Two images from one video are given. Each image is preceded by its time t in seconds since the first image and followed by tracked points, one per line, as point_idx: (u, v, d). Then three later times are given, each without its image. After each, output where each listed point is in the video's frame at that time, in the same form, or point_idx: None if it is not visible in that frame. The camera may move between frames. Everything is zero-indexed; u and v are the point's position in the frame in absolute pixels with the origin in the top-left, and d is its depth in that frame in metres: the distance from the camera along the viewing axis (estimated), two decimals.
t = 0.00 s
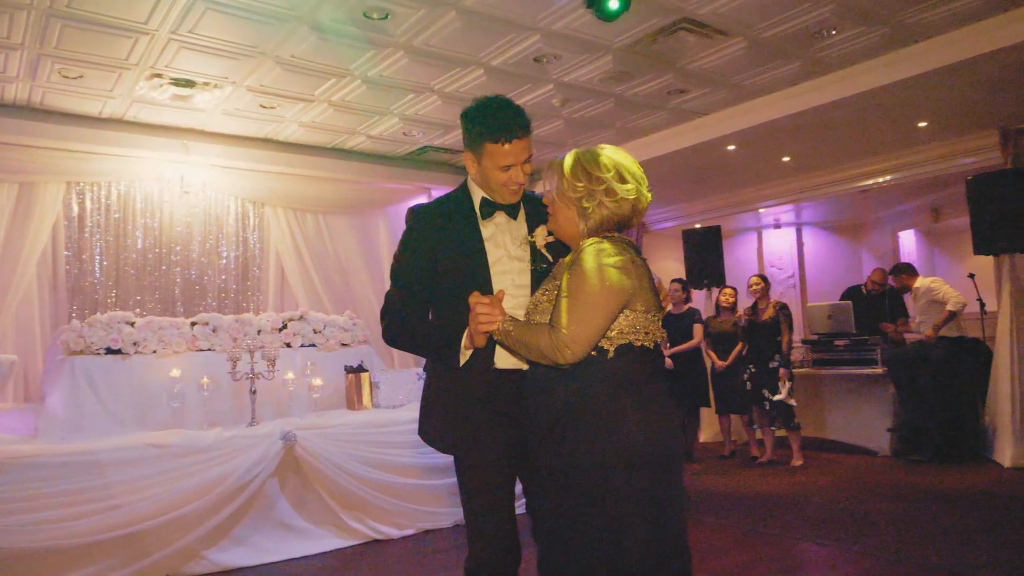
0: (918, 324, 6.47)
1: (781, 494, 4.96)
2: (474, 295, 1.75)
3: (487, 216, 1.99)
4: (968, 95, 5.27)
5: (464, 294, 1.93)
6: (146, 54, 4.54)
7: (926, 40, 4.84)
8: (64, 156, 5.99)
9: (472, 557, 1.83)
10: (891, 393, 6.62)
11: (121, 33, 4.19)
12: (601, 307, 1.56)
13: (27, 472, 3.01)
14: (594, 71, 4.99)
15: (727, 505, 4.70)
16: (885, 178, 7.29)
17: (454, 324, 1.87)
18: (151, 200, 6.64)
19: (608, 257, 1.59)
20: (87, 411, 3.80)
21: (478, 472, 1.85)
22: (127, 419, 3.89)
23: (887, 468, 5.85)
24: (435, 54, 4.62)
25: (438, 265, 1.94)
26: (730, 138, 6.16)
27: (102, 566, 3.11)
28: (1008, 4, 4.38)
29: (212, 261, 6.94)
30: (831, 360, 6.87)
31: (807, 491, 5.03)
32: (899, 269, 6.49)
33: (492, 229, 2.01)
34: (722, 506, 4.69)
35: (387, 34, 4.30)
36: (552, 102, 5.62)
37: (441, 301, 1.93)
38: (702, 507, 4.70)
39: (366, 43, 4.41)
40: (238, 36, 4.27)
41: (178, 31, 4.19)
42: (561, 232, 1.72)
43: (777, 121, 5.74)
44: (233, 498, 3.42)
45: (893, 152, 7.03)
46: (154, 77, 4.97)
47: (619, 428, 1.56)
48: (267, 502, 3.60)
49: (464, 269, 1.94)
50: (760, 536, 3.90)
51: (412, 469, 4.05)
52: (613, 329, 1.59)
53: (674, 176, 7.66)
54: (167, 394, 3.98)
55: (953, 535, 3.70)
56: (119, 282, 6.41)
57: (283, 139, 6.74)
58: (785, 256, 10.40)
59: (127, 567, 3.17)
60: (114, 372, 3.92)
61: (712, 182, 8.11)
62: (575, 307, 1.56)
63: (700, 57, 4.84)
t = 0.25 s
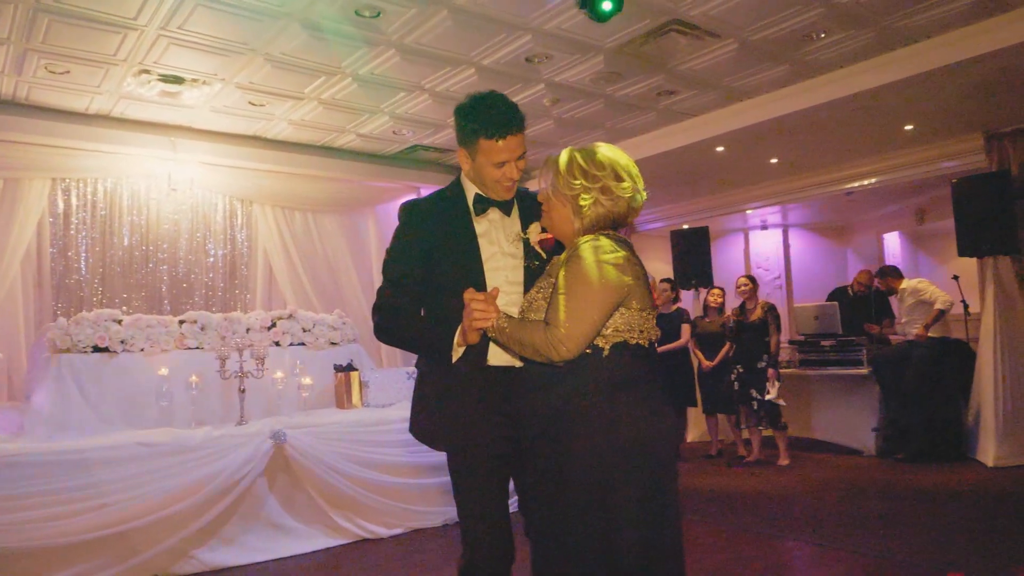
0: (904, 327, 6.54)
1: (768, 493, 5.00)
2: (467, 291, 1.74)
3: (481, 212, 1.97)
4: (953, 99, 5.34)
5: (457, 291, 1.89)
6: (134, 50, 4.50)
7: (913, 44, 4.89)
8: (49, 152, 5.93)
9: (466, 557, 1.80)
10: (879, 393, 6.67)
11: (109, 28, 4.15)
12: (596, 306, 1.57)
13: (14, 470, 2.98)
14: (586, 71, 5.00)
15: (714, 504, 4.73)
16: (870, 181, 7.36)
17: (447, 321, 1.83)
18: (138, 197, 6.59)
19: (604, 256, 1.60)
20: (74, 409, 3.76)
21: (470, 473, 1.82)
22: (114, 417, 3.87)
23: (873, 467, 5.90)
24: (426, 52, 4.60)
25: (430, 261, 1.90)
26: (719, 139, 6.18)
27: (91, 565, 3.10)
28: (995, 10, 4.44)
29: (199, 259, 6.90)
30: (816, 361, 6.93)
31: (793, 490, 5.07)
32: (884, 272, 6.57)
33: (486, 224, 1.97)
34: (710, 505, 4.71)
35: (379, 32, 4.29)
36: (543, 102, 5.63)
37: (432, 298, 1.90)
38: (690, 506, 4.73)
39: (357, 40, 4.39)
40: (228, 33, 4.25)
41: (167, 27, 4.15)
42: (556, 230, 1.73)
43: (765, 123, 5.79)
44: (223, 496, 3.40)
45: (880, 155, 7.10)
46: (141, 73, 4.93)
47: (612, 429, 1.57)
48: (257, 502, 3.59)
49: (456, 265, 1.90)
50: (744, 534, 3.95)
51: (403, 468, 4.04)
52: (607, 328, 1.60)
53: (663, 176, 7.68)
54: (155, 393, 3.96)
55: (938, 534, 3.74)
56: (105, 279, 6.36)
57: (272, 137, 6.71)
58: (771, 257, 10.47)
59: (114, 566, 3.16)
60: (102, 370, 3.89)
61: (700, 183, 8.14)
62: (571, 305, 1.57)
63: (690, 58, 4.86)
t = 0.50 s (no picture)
0: (891, 326, 6.60)
1: (755, 492, 5.04)
2: (462, 288, 1.74)
3: (476, 207, 1.95)
4: (939, 103, 5.41)
5: (451, 288, 1.88)
6: (122, 46, 4.46)
7: (902, 47, 4.94)
8: (35, 148, 5.86)
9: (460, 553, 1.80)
10: (863, 392, 6.73)
11: (97, 23, 4.11)
12: (593, 303, 1.57)
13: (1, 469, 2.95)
14: (576, 72, 5.02)
15: (702, 503, 4.77)
16: (856, 183, 7.44)
17: (442, 317, 1.83)
18: (125, 194, 6.53)
19: (601, 253, 1.61)
20: (61, 407, 3.73)
21: (464, 470, 1.82)
22: (101, 416, 3.83)
23: (858, 466, 5.96)
24: (418, 50, 4.60)
25: (424, 257, 1.89)
26: (708, 141, 6.22)
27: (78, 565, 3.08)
28: (981, 15, 4.50)
29: (187, 257, 6.85)
30: (803, 361, 6.97)
31: (781, 489, 5.12)
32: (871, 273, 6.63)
33: (481, 220, 1.97)
34: (698, 504, 4.74)
35: (371, 30, 4.29)
36: (533, 101, 5.64)
37: (426, 294, 1.89)
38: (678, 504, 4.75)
39: (349, 38, 4.39)
40: (218, 30, 4.22)
41: (157, 23, 4.13)
42: (551, 228, 1.73)
43: (754, 124, 5.83)
44: (212, 495, 3.39)
45: (866, 157, 7.17)
46: (130, 69, 4.89)
47: (605, 426, 1.58)
48: (247, 500, 3.58)
49: (450, 261, 1.89)
50: (732, 532, 3.99)
51: (393, 467, 4.04)
52: (603, 325, 1.61)
53: (652, 176, 7.71)
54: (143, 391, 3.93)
55: (924, 532, 3.79)
56: (91, 277, 6.31)
57: (261, 134, 6.67)
58: (758, 257, 10.51)
59: (102, 566, 3.14)
60: (89, 368, 3.85)
61: (688, 184, 8.18)
62: (567, 302, 1.57)
63: (680, 60, 4.89)
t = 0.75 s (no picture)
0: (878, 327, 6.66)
1: (744, 491, 5.07)
2: (459, 284, 1.73)
3: (472, 204, 1.96)
4: (927, 105, 5.46)
5: (447, 283, 1.89)
6: (111, 41, 4.43)
7: (891, 50, 4.99)
8: (21, 143, 5.79)
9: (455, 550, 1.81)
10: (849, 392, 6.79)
11: (87, 17, 4.08)
12: (590, 301, 1.58)
13: None
14: (568, 72, 5.03)
15: (691, 502, 4.79)
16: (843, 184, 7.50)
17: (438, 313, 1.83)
18: (112, 191, 6.47)
19: (598, 251, 1.62)
20: (48, 405, 3.70)
21: (459, 466, 1.82)
22: (89, 414, 3.80)
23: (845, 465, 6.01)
24: (410, 49, 4.60)
25: (420, 253, 1.90)
26: (697, 141, 6.25)
27: (66, 564, 3.05)
28: (969, 19, 4.56)
29: (175, 254, 6.80)
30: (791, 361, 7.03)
31: (769, 488, 5.15)
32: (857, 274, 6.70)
33: (477, 217, 1.97)
34: (687, 503, 4.77)
35: (363, 28, 4.28)
36: (524, 101, 5.65)
37: (422, 290, 1.89)
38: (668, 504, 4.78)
39: (341, 36, 4.39)
40: (209, 25, 4.20)
41: (147, 18, 4.09)
42: (549, 225, 1.74)
43: (744, 125, 5.86)
44: (202, 494, 3.38)
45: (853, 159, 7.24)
46: (118, 65, 4.85)
47: (603, 423, 1.59)
48: (237, 499, 3.56)
49: (446, 257, 1.89)
50: (721, 530, 4.02)
51: (383, 466, 4.03)
52: (600, 324, 1.62)
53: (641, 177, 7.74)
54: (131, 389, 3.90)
55: (912, 530, 3.82)
56: (78, 274, 6.25)
57: (250, 131, 6.63)
58: (746, 258, 10.60)
59: (90, 565, 3.12)
60: (76, 366, 3.82)
61: (677, 184, 8.22)
62: (565, 300, 1.58)
63: (672, 60, 4.92)
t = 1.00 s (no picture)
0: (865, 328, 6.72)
1: (733, 490, 5.10)
2: (457, 280, 1.73)
3: (468, 201, 1.97)
4: (914, 109, 5.52)
5: (444, 281, 1.89)
6: (100, 36, 4.39)
7: (879, 54, 5.04)
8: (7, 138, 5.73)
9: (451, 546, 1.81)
10: (836, 392, 6.84)
11: (76, 12, 4.04)
12: (589, 299, 1.59)
13: None
14: (560, 72, 5.04)
15: (680, 501, 4.81)
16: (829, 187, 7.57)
17: (435, 310, 1.83)
18: (99, 187, 6.42)
19: (596, 249, 1.62)
20: (35, 403, 3.66)
21: (455, 464, 1.82)
22: (77, 412, 3.77)
23: (832, 465, 6.06)
24: (403, 47, 4.59)
25: (417, 250, 1.90)
26: (687, 142, 6.28)
27: (54, 563, 3.02)
28: (956, 24, 4.61)
29: (163, 251, 6.75)
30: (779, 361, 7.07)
31: (758, 487, 5.18)
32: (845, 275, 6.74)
33: (473, 214, 1.98)
34: (676, 502, 4.79)
35: (355, 26, 4.27)
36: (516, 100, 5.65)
37: (419, 288, 1.89)
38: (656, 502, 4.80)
39: (334, 33, 4.37)
40: (200, 21, 4.18)
41: (137, 13, 4.06)
42: (548, 223, 1.75)
43: (734, 126, 5.90)
44: (192, 492, 3.35)
45: (841, 161, 7.30)
46: (107, 60, 4.81)
47: (599, 420, 1.59)
48: (227, 498, 3.55)
49: (443, 255, 1.90)
50: (709, 528, 4.05)
51: (373, 464, 4.02)
52: (598, 322, 1.62)
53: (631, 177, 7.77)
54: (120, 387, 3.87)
55: (900, 529, 3.86)
56: (64, 271, 6.18)
57: (240, 129, 6.60)
58: (734, 259, 10.72)
59: (78, 565, 3.08)
60: (64, 364, 3.79)
61: (666, 185, 8.25)
62: (563, 298, 1.59)
63: (663, 61, 4.94)
